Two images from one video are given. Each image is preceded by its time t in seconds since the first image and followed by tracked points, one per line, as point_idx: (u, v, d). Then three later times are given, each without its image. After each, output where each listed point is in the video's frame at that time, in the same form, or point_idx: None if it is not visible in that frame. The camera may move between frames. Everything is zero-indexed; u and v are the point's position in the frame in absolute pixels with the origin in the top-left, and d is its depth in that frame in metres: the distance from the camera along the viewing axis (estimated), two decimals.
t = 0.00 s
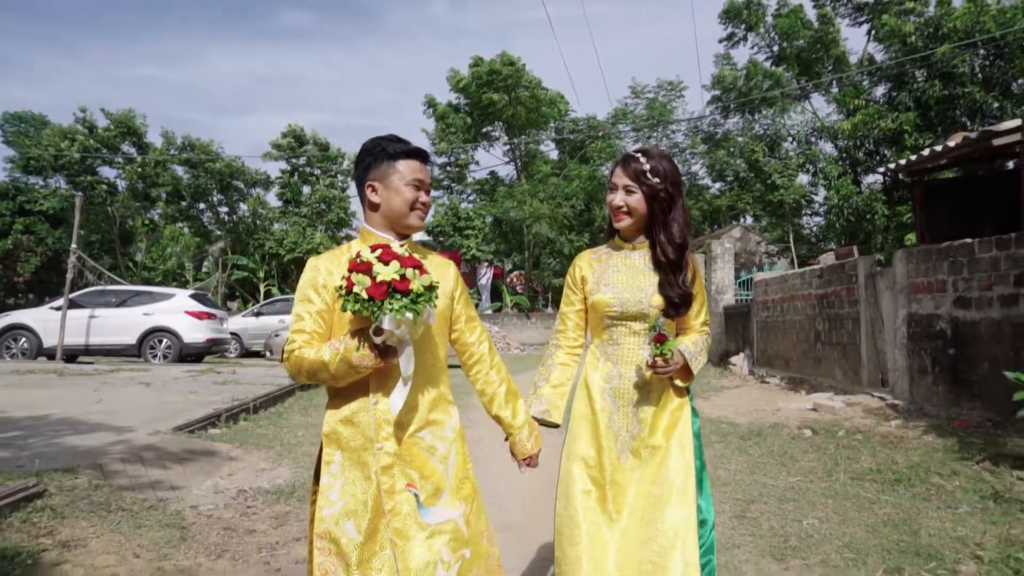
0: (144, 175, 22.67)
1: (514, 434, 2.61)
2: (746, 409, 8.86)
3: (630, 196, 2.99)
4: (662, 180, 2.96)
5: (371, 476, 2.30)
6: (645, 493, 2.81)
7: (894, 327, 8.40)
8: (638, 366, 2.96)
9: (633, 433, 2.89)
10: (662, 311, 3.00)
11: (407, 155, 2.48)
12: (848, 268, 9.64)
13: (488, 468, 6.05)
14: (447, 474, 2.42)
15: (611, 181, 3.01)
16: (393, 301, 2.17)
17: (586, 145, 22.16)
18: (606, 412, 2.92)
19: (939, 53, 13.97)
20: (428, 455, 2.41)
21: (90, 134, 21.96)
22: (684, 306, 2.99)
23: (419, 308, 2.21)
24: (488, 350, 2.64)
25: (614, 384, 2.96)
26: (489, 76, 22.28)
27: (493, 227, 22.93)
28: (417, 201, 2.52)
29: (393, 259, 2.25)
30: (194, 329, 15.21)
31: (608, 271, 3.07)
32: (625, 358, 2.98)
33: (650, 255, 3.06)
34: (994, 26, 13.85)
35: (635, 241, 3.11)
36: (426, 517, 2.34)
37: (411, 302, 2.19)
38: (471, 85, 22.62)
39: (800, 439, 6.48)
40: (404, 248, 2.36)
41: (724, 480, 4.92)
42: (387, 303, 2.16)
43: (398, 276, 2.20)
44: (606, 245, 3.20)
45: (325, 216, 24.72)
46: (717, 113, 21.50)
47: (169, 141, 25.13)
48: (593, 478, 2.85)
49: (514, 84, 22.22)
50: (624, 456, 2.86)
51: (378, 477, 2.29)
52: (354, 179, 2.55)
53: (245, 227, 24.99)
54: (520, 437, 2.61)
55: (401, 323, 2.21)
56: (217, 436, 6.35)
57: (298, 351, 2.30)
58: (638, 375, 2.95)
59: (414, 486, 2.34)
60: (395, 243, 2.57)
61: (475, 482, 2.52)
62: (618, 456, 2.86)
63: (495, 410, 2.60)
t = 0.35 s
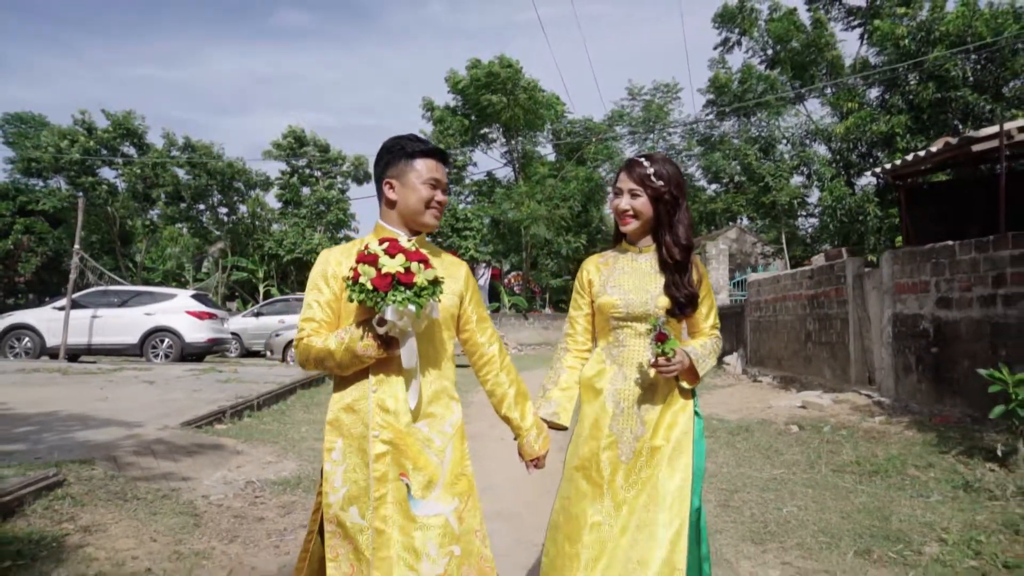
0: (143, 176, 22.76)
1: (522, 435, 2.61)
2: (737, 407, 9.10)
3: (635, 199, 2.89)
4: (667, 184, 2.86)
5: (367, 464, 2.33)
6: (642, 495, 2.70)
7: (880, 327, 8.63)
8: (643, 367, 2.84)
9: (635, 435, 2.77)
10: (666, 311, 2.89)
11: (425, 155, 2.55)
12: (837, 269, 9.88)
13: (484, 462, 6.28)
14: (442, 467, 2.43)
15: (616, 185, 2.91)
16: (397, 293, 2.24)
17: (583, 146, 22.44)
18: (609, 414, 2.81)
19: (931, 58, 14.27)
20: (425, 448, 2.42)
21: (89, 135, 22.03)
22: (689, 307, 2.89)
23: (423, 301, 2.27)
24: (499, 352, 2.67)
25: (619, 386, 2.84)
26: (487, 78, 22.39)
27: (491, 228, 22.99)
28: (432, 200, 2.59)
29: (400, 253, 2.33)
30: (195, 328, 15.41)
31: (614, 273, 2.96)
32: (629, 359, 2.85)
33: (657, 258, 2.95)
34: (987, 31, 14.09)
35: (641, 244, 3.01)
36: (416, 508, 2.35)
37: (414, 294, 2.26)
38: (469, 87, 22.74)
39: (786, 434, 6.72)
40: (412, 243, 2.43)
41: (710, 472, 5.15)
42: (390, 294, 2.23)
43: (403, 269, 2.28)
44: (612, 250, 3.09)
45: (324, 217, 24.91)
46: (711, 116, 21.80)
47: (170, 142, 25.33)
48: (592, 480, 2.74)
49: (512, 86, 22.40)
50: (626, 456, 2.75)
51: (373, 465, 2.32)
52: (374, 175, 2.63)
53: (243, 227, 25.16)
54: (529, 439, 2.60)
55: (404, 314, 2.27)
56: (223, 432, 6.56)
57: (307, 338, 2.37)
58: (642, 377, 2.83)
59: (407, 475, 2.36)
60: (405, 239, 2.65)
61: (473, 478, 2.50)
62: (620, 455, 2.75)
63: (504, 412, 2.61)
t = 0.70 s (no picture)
0: (146, 177, 22.94)
1: (528, 413, 2.71)
2: (731, 405, 9.30)
3: (640, 193, 3.00)
4: (672, 177, 2.98)
5: (378, 449, 2.42)
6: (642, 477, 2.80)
7: (871, 327, 8.84)
8: (642, 353, 2.94)
9: (634, 419, 2.87)
10: (668, 299, 2.99)
11: (426, 146, 2.60)
12: (829, 270, 10.10)
13: (485, 457, 6.50)
14: (450, 450, 2.52)
15: (621, 179, 3.04)
16: (388, 282, 2.31)
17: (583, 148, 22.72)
18: (609, 399, 2.92)
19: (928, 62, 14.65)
20: (433, 431, 2.50)
21: (92, 138, 22.29)
22: (692, 297, 2.99)
23: (413, 291, 2.34)
24: (507, 331, 2.74)
25: (619, 371, 2.95)
26: (489, 81, 22.64)
27: (492, 230, 23.19)
28: (435, 191, 2.62)
29: (392, 245, 2.41)
30: (199, 328, 15.62)
31: (616, 262, 3.08)
32: (629, 346, 2.96)
33: (660, 248, 3.06)
34: (982, 36, 14.40)
35: (645, 235, 3.13)
36: (426, 490, 2.44)
37: (405, 285, 2.32)
38: (471, 89, 22.97)
39: (777, 430, 6.93)
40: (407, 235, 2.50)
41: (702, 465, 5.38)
42: (381, 283, 2.31)
43: (394, 259, 2.35)
44: (617, 240, 3.22)
45: (327, 219, 25.22)
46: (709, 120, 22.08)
47: (173, 143, 25.56)
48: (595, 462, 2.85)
49: (513, 89, 22.64)
50: (626, 440, 2.85)
51: (383, 450, 2.41)
52: (375, 170, 2.67)
53: (246, 229, 25.39)
54: (535, 418, 2.70)
55: (394, 304, 2.33)
56: (232, 427, 6.78)
57: (313, 329, 2.48)
58: (642, 362, 2.93)
59: (418, 459, 2.45)
60: (409, 229, 2.69)
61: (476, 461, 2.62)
62: (620, 439, 2.86)
63: (512, 390, 2.72)
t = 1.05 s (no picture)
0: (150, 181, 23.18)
1: (530, 404, 2.79)
2: (726, 405, 9.53)
3: (637, 195, 3.06)
4: (668, 179, 3.01)
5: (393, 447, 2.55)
6: (637, 466, 2.90)
7: (862, 329, 9.06)
8: (638, 349, 3.04)
9: (631, 411, 2.97)
10: (664, 298, 3.07)
11: (421, 151, 2.69)
12: (822, 273, 10.32)
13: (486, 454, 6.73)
14: (460, 444, 2.65)
15: (620, 181, 3.08)
16: (383, 307, 2.36)
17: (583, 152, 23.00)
18: (607, 390, 3.03)
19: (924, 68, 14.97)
20: (445, 428, 2.63)
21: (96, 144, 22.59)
22: (690, 295, 3.05)
23: (409, 312, 2.38)
24: (506, 327, 2.79)
25: (615, 365, 3.05)
26: (490, 85, 22.92)
27: (492, 234, 23.43)
28: (433, 194, 2.71)
29: (386, 267, 2.43)
30: (204, 331, 15.87)
31: (615, 260, 3.16)
32: (626, 342, 3.06)
33: (657, 248, 3.13)
34: (977, 41, 14.73)
35: (643, 235, 3.19)
36: (440, 484, 2.58)
37: (401, 307, 2.37)
38: (472, 94, 23.23)
39: (769, 428, 7.16)
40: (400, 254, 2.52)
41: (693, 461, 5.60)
42: (378, 309, 2.36)
43: (389, 283, 2.38)
44: (615, 237, 3.28)
45: (329, 222, 25.54)
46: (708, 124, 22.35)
47: (177, 148, 25.86)
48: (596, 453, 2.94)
49: (514, 94, 22.90)
50: (624, 431, 2.95)
51: (398, 448, 2.54)
52: (373, 178, 2.76)
53: (248, 232, 25.66)
54: (535, 409, 2.79)
55: (393, 326, 2.38)
56: (241, 426, 7.01)
57: (325, 337, 2.62)
58: (638, 358, 3.03)
59: (431, 456, 2.58)
60: (409, 234, 2.79)
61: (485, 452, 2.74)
62: (618, 430, 2.96)
63: (514, 381, 2.77)
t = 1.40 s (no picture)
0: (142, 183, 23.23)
1: (510, 412, 3.00)
2: (712, 404, 9.77)
3: (624, 206, 3.16)
4: (655, 191, 3.13)
5: (386, 457, 2.69)
6: (625, 471, 3.05)
7: (842, 329, 9.34)
8: (625, 357, 3.16)
9: (619, 417, 3.11)
10: (652, 307, 3.19)
11: (406, 167, 2.82)
12: (806, 276, 10.61)
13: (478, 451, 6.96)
14: (450, 452, 2.82)
15: (609, 192, 3.19)
16: (374, 316, 2.51)
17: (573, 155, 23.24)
18: (596, 398, 3.14)
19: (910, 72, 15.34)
20: (435, 435, 2.80)
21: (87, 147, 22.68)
22: (675, 305, 3.18)
23: (399, 322, 2.54)
24: (485, 339, 3.02)
25: (604, 373, 3.16)
26: (483, 88, 23.15)
27: (484, 236, 23.61)
28: (417, 209, 2.88)
29: (375, 277, 2.58)
30: (198, 333, 15.99)
31: (603, 270, 3.26)
32: (615, 350, 3.18)
33: (644, 258, 3.24)
34: (959, 49, 15.12)
35: (630, 245, 3.31)
36: (431, 489, 2.76)
37: (391, 317, 2.53)
38: (465, 97, 23.46)
39: (751, 425, 7.42)
40: (388, 265, 2.66)
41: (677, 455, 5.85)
42: (369, 318, 2.50)
43: (379, 293, 2.53)
44: (603, 248, 3.37)
45: (321, 224, 25.69)
46: (698, 128, 22.63)
47: (169, 150, 25.95)
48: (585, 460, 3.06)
49: (506, 97, 23.14)
50: (611, 438, 3.09)
51: (391, 457, 2.69)
52: (358, 192, 2.88)
53: (240, 235, 25.75)
54: (515, 417, 2.99)
55: (383, 335, 2.54)
56: (240, 424, 7.20)
57: (311, 350, 2.74)
58: (625, 366, 3.15)
59: (422, 463, 2.75)
60: (393, 247, 2.95)
61: (475, 458, 2.90)
62: (606, 437, 3.09)
63: (495, 391, 2.98)
